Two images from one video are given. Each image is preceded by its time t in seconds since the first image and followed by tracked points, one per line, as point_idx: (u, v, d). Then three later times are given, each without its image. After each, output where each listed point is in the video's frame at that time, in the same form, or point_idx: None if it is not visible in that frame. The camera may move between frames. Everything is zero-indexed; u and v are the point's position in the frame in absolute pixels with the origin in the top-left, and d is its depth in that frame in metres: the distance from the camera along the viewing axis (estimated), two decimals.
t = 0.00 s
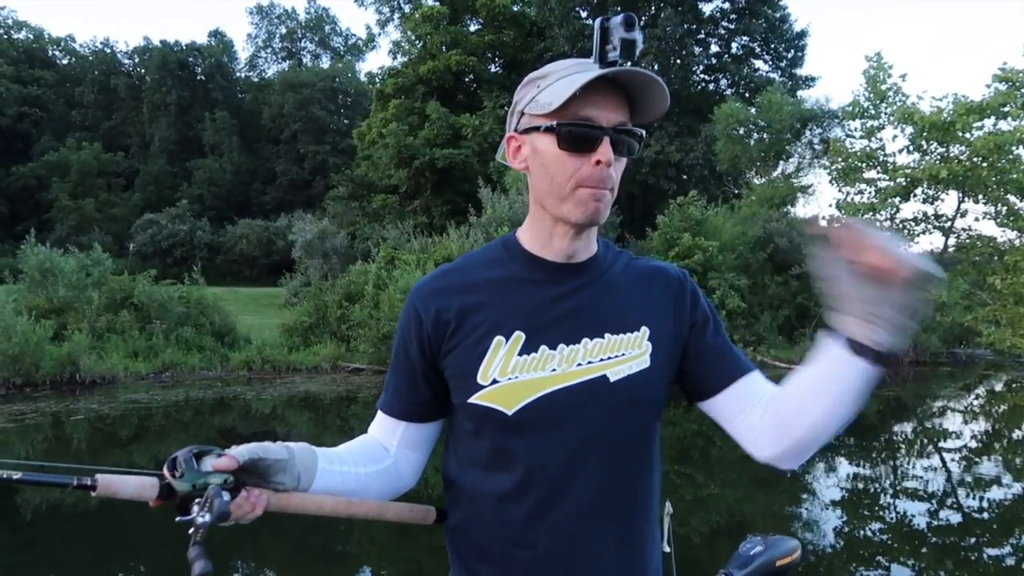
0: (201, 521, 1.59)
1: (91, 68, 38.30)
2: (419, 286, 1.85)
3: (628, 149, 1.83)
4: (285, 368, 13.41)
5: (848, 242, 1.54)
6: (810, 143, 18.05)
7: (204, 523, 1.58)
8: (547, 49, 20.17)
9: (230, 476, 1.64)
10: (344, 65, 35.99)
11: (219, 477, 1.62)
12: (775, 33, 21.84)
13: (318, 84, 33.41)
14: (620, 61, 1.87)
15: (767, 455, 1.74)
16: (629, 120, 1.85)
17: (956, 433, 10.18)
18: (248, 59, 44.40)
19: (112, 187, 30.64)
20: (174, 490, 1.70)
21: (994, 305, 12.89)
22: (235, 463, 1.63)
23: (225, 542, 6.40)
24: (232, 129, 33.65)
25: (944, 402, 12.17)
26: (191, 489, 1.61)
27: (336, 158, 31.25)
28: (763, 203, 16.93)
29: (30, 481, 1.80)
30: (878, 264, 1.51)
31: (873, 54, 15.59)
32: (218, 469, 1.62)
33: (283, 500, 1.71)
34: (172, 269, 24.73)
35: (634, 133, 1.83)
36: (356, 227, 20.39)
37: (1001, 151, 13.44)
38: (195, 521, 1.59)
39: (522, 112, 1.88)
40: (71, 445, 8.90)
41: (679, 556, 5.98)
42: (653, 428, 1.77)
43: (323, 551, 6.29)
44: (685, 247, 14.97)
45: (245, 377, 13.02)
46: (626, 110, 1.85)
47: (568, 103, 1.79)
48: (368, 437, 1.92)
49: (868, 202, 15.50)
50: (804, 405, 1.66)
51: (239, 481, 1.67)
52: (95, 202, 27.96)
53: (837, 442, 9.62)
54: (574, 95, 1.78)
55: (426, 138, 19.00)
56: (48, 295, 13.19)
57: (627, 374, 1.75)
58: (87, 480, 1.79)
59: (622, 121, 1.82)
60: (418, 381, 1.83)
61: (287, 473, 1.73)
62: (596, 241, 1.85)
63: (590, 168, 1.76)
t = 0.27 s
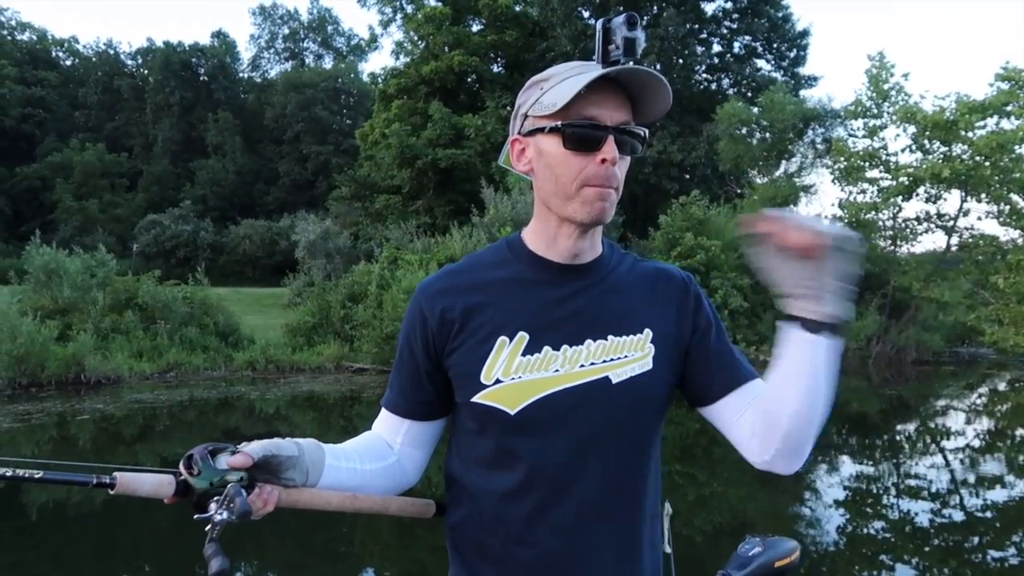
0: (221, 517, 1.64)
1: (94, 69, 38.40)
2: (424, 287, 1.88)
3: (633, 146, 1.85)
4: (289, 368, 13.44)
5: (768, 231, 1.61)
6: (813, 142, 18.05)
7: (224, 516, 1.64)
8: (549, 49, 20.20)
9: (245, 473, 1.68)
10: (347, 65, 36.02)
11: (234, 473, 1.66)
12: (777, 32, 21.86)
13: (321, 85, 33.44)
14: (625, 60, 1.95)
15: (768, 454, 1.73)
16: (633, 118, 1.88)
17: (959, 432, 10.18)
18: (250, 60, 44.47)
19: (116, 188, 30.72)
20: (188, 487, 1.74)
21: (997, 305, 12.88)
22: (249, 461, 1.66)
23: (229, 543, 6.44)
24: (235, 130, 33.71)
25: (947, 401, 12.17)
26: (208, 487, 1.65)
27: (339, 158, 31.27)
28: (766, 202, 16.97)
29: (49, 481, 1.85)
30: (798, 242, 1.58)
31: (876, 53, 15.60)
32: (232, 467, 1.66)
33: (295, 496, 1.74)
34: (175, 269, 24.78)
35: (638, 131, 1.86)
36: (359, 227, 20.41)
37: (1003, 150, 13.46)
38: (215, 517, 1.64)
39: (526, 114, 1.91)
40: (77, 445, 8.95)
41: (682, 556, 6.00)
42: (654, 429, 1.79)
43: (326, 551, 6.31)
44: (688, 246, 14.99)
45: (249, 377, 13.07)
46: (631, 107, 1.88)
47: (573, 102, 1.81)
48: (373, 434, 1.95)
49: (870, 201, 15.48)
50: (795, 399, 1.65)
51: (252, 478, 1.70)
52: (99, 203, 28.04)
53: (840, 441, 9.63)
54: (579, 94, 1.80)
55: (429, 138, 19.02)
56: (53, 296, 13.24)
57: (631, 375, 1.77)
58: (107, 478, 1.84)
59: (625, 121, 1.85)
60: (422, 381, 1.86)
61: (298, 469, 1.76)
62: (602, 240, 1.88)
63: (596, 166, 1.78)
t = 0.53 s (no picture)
0: (234, 518, 1.66)
1: (97, 70, 38.51)
2: (425, 285, 1.89)
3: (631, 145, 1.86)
4: (292, 368, 13.47)
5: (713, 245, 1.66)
6: (815, 141, 18.07)
7: (235, 515, 1.66)
8: (551, 49, 20.23)
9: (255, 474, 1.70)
10: (349, 66, 36.05)
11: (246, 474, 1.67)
12: (779, 32, 21.87)
13: (323, 85, 33.48)
14: (620, 60, 1.91)
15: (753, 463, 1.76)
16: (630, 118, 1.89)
17: (962, 431, 10.19)
18: (253, 60, 44.53)
19: (119, 188, 30.79)
20: (200, 490, 1.74)
21: (999, 304, 12.87)
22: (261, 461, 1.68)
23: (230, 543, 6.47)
24: (238, 130, 33.75)
25: (949, 400, 12.17)
26: (221, 489, 1.65)
27: (342, 158, 31.28)
28: (768, 201, 17.03)
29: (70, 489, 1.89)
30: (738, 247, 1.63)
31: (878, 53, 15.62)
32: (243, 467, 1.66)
33: (301, 491, 1.78)
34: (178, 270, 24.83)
35: (638, 130, 1.87)
36: (362, 227, 20.44)
37: (1005, 149, 13.46)
38: (228, 518, 1.66)
39: (527, 116, 1.92)
40: (82, 445, 8.99)
41: (686, 556, 6.01)
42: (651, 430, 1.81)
43: (329, 550, 6.33)
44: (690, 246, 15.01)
45: (253, 377, 13.10)
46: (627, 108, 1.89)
47: (568, 104, 1.83)
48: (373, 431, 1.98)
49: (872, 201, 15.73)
50: (767, 412, 1.69)
51: (263, 478, 1.72)
52: (102, 204, 28.15)
53: (842, 440, 9.65)
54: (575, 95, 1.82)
55: (431, 139, 19.05)
56: (58, 296, 13.29)
57: (628, 376, 1.79)
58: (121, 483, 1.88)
59: (625, 121, 1.86)
60: (424, 378, 1.88)
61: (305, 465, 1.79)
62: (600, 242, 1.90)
63: (594, 167, 1.79)
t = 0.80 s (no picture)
0: (233, 537, 1.62)
1: (101, 71, 38.61)
2: (425, 288, 1.91)
3: (591, 137, 1.86)
4: (296, 368, 13.50)
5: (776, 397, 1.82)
6: (818, 141, 18.07)
7: (235, 535, 1.62)
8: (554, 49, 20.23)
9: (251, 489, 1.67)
10: (352, 66, 36.09)
11: (243, 491, 1.64)
12: (782, 32, 21.86)
13: (327, 86, 33.51)
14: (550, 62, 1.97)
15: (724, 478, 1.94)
16: (595, 110, 1.88)
17: (965, 431, 10.17)
18: (256, 61, 44.59)
19: (123, 189, 30.88)
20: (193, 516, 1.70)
21: (1003, 303, 12.83)
22: (255, 475, 1.66)
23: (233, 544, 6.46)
24: (242, 131, 33.80)
25: (953, 400, 12.16)
26: (215, 509, 1.62)
27: (345, 158, 31.31)
28: (771, 202, 17.05)
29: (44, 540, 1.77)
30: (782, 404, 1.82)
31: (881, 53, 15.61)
32: (239, 485, 1.65)
33: (302, 508, 1.76)
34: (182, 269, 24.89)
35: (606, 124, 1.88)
36: (365, 227, 20.46)
37: (1009, 149, 13.44)
38: (227, 537, 1.61)
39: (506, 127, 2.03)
40: (86, 444, 9.02)
41: (688, 555, 6.03)
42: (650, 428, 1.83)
43: (332, 550, 6.33)
44: (693, 246, 15.02)
45: (256, 377, 13.13)
46: (591, 103, 1.88)
47: (519, 103, 1.91)
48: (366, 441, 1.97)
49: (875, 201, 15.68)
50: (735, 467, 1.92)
51: (258, 495, 1.70)
52: (106, 204, 28.23)
53: (846, 440, 9.65)
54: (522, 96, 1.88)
55: (434, 139, 19.07)
56: (63, 296, 13.36)
57: (629, 373, 1.81)
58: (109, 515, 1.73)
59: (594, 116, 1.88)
60: (424, 379, 1.89)
61: (299, 477, 1.79)
62: (594, 234, 1.92)
63: (542, 161, 1.85)
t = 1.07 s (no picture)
0: (222, 554, 1.57)
1: (105, 71, 38.71)
2: (431, 289, 1.96)
3: (572, 143, 1.85)
4: (300, 368, 13.53)
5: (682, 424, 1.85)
6: (822, 142, 18.08)
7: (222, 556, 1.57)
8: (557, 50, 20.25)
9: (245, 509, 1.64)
10: (355, 66, 36.13)
11: (231, 509, 1.60)
12: (785, 32, 21.87)
13: (330, 86, 33.56)
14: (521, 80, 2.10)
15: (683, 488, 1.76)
16: (577, 115, 1.86)
17: (968, 432, 10.18)
18: (260, 61, 44.68)
19: (127, 189, 30.97)
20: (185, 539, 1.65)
21: (1006, 304, 12.82)
22: (245, 492, 1.63)
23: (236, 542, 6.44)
24: (245, 131, 33.84)
25: (956, 401, 12.16)
26: (202, 528, 1.59)
27: (348, 158, 31.35)
28: (774, 202, 17.07)
29: None
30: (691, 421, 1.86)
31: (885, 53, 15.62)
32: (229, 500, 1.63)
33: (309, 529, 1.70)
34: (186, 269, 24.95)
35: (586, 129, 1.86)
36: (369, 227, 20.50)
37: (1013, 150, 13.44)
38: (214, 557, 1.56)
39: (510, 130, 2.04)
40: (91, 444, 9.03)
41: (691, 556, 6.03)
42: (647, 428, 1.80)
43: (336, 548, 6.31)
44: (696, 246, 15.03)
45: (260, 376, 13.17)
46: (572, 107, 1.86)
47: (503, 111, 1.93)
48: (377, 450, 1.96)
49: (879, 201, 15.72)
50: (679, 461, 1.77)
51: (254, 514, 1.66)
52: (110, 204, 28.33)
53: (848, 441, 9.66)
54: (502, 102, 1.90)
55: (438, 139, 19.11)
56: (68, 296, 13.41)
57: (622, 374, 1.78)
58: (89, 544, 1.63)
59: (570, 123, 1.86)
60: (433, 375, 1.91)
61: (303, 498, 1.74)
62: (592, 236, 1.91)
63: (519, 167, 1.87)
